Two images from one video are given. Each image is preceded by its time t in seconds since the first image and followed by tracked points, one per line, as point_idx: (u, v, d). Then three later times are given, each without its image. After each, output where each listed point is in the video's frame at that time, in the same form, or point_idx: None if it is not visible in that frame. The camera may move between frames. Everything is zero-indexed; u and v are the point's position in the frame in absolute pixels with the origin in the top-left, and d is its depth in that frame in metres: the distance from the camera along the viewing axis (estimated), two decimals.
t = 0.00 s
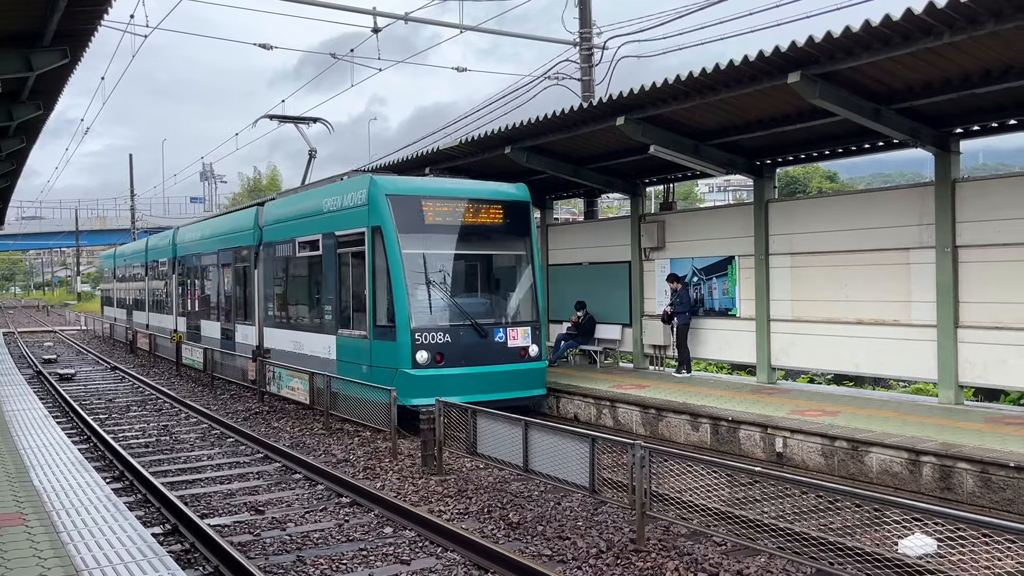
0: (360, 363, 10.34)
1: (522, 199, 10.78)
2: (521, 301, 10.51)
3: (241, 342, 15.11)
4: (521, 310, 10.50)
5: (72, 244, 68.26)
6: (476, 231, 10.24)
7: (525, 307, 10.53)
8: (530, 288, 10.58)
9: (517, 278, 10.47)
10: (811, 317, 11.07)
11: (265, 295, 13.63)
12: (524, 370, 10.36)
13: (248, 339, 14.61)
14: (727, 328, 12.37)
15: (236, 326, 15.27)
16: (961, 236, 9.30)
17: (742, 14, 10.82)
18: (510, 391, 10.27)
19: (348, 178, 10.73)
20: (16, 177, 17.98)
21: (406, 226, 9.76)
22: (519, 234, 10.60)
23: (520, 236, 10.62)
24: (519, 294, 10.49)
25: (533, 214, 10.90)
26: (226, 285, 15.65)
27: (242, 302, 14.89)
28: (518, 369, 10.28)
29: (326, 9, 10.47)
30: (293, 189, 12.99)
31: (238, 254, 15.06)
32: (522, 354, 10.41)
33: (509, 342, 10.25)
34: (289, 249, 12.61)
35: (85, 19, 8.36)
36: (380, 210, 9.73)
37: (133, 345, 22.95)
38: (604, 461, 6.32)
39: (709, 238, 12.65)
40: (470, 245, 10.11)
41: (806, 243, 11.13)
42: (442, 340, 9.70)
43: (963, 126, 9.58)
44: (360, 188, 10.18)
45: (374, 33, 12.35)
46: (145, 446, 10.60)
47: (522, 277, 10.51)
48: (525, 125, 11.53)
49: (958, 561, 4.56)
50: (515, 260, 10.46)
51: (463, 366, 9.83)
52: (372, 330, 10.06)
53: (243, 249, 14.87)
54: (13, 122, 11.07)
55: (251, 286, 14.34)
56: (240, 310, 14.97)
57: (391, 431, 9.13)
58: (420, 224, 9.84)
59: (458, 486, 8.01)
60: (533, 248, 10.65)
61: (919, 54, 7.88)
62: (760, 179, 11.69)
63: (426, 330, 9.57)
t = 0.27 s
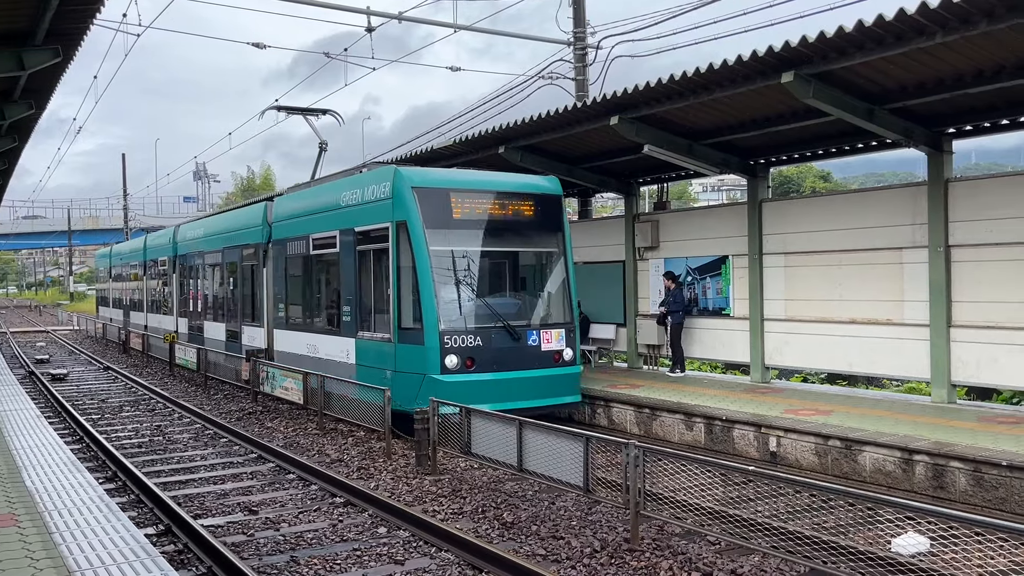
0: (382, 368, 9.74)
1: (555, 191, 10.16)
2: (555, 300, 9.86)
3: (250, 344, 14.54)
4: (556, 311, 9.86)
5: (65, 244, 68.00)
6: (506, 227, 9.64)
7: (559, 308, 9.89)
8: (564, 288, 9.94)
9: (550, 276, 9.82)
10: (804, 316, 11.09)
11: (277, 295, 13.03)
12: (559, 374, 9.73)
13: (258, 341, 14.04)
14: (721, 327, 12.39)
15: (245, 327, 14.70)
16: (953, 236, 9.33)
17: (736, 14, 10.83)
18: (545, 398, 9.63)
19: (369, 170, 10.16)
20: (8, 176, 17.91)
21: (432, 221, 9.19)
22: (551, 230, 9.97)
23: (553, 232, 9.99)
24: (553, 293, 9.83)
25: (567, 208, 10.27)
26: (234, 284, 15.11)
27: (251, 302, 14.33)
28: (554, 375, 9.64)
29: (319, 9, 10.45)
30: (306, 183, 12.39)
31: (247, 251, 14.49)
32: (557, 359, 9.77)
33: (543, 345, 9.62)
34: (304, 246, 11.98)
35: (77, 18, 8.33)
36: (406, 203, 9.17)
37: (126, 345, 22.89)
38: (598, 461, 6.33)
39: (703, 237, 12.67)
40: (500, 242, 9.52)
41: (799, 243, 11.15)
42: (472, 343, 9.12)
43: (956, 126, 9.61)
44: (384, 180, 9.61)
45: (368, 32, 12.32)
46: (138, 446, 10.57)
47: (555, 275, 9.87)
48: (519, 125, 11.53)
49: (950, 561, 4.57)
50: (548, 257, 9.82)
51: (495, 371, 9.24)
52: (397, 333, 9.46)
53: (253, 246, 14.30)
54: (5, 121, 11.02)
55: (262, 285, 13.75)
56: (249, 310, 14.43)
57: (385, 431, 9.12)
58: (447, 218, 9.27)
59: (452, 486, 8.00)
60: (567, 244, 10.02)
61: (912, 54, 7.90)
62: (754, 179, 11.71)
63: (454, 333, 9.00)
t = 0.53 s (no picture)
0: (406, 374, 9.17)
1: (586, 185, 9.61)
2: (588, 300, 9.29)
3: (255, 346, 13.96)
4: (591, 312, 9.29)
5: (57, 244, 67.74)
6: (537, 222, 9.06)
7: (594, 309, 9.32)
8: (598, 288, 9.36)
9: (583, 274, 9.26)
10: (797, 315, 11.13)
11: (286, 295, 12.44)
12: (596, 380, 9.14)
13: (264, 344, 13.47)
14: (714, 327, 12.41)
15: (249, 328, 14.11)
16: (945, 235, 9.37)
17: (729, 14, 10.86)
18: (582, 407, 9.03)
19: (389, 162, 9.60)
20: None
21: (460, 216, 8.62)
22: (584, 226, 9.40)
23: (586, 228, 9.44)
24: (585, 293, 9.25)
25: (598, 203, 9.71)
26: (238, 283, 14.54)
27: (256, 302, 13.76)
28: (590, 381, 9.06)
29: (312, 8, 10.43)
30: (318, 178, 11.82)
31: (252, 250, 13.96)
32: (593, 363, 9.21)
33: (578, 349, 9.05)
34: (316, 244, 11.37)
35: (69, 17, 8.30)
36: (432, 196, 8.62)
37: (118, 345, 22.85)
38: (592, 459, 6.32)
39: (696, 237, 12.68)
40: (531, 239, 8.96)
41: (792, 242, 11.17)
42: (504, 348, 8.55)
43: (947, 126, 9.65)
44: (407, 172, 9.06)
45: (362, 30, 12.29)
46: (130, 447, 10.54)
47: (588, 273, 9.29)
48: (512, 125, 11.53)
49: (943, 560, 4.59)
50: (580, 254, 9.25)
51: (528, 376, 8.66)
52: (423, 336, 8.89)
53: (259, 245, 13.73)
54: None
55: (269, 285, 13.16)
56: (254, 311, 13.87)
57: (378, 431, 9.10)
58: (476, 212, 8.70)
59: (445, 486, 7.98)
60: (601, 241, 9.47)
61: (904, 54, 7.92)
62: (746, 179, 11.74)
63: (485, 336, 8.43)
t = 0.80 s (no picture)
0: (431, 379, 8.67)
1: (619, 178, 9.12)
2: (621, 300, 8.81)
3: (262, 349, 13.41)
4: (624, 313, 8.83)
5: (48, 244, 67.45)
6: (569, 218, 8.56)
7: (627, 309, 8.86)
8: (631, 286, 8.89)
9: (614, 272, 8.77)
10: (789, 315, 11.15)
11: (297, 296, 11.90)
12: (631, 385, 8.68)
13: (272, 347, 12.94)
14: (707, 327, 12.43)
15: (256, 330, 13.55)
16: (936, 235, 9.41)
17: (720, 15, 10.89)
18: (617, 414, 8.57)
19: (411, 155, 9.12)
20: None
21: (490, 211, 8.12)
22: (617, 222, 8.91)
23: (619, 224, 8.94)
24: (619, 294, 8.79)
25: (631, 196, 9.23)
26: (243, 284, 14.02)
27: (263, 303, 13.24)
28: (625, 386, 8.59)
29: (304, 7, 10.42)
30: (330, 172, 11.29)
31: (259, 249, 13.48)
32: (627, 367, 8.74)
33: (613, 352, 8.59)
34: (330, 242, 10.84)
35: (59, 16, 8.26)
36: (459, 190, 8.13)
37: (109, 345, 22.78)
38: (584, 459, 6.33)
39: (689, 237, 12.70)
40: (564, 235, 8.46)
41: (784, 242, 11.20)
42: (538, 351, 8.06)
43: (938, 126, 9.69)
44: (432, 164, 8.57)
45: (354, 30, 12.27)
46: (122, 447, 10.50)
47: (620, 271, 8.81)
48: (505, 124, 11.53)
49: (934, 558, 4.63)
50: (612, 251, 8.76)
51: (562, 382, 8.19)
52: (449, 339, 8.38)
53: (268, 242, 13.18)
54: None
55: (278, 285, 12.61)
56: (261, 312, 13.34)
57: (371, 431, 9.09)
58: (506, 207, 8.20)
59: (438, 485, 7.98)
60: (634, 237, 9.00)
61: (895, 54, 7.95)
62: (739, 178, 11.77)
63: (518, 340, 7.93)
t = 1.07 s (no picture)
0: (458, 384, 8.14)
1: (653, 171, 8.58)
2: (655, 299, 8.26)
3: (267, 351, 12.80)
4: (659, 313, 8.27)
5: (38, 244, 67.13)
6: (601, 214, 8.01)
7: (663, 310, 8.31)
8: (667, 286, 8.34)
9: (647, 269, 8.22)
10: (781, 314, 11.18)
11: (306, 296, 11.29)
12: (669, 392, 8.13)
13: (279, 349, 12.32)
14: (700, 326, 12.45)
15: (261, 331, 12.94)
16: (927, 235, 9.45)
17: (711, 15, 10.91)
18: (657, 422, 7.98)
19: (432, 146, 8.58)
20: None
21: (520, 205, 7.57)
22: (650, 216, 8.36)
23: (653, 220, 8.39)
24: (655, 294, 8.25)
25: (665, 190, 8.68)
26: (247, 283, 13.42)
27: (269, 303, 12.64)
28: (664, 392, 8.02)
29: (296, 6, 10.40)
30: (341, 166, 10.72)
31: (263, 247, 12.91)
32: (665, 372, 8.17)
33: (650, 356, 8.03)
34: (342, 240, 10.28)
35: (49, 14, 8.23)
36: (487, 183, 7.59)
37: (100, 345, 22.70)
38: (576, 458, 6.32)
39: (681, 236, 12.72)
40: (597, 231, 7.93)
41: (776, 242, 11.22)
42: (572, 355, 7.53)
43: (929, 126, 9.73)
44: (456, 156, 8.03)
45: (346, 29, 12.25)
46: (113, 447, 10.46)
47: (652, 268, 8.25)
48: (497, 124, 11.52)
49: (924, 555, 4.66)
50: (646, 248, 8.23)
51: (598, 387, 7.65)
52: (477, 342, 7.85)
53: (274, 241, 12.55)
54: None
55: (284, 284, 11.99)
56: (266, 312, 12.75)
57: (363, 431, 9.08)
58: (536, 202, 7.65)
59: (431, 485, 7.97)
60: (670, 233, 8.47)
61: (886, 54, 7.97)
62: (731, 178, 11.79)
63: (550, 342, 7.40)
